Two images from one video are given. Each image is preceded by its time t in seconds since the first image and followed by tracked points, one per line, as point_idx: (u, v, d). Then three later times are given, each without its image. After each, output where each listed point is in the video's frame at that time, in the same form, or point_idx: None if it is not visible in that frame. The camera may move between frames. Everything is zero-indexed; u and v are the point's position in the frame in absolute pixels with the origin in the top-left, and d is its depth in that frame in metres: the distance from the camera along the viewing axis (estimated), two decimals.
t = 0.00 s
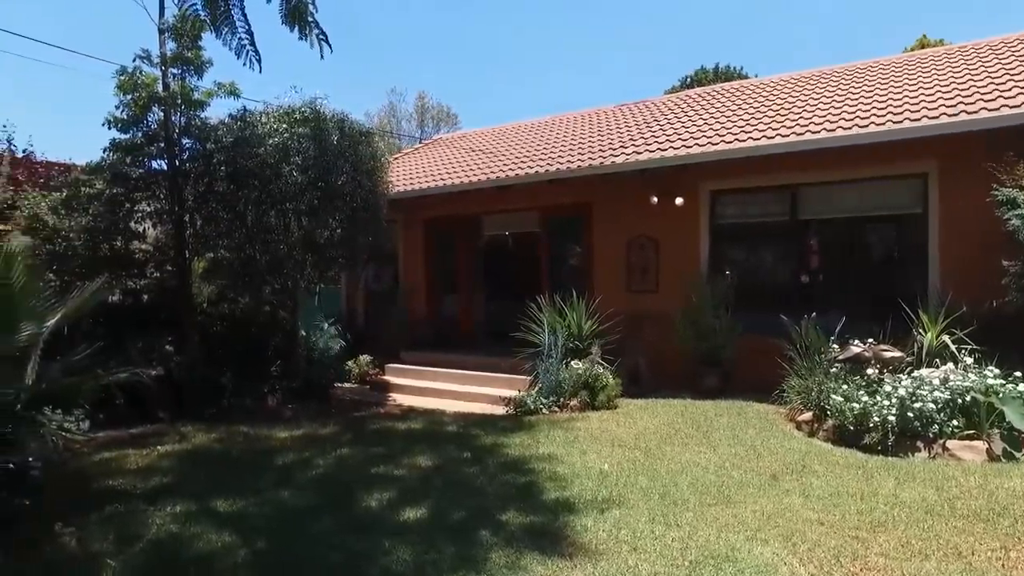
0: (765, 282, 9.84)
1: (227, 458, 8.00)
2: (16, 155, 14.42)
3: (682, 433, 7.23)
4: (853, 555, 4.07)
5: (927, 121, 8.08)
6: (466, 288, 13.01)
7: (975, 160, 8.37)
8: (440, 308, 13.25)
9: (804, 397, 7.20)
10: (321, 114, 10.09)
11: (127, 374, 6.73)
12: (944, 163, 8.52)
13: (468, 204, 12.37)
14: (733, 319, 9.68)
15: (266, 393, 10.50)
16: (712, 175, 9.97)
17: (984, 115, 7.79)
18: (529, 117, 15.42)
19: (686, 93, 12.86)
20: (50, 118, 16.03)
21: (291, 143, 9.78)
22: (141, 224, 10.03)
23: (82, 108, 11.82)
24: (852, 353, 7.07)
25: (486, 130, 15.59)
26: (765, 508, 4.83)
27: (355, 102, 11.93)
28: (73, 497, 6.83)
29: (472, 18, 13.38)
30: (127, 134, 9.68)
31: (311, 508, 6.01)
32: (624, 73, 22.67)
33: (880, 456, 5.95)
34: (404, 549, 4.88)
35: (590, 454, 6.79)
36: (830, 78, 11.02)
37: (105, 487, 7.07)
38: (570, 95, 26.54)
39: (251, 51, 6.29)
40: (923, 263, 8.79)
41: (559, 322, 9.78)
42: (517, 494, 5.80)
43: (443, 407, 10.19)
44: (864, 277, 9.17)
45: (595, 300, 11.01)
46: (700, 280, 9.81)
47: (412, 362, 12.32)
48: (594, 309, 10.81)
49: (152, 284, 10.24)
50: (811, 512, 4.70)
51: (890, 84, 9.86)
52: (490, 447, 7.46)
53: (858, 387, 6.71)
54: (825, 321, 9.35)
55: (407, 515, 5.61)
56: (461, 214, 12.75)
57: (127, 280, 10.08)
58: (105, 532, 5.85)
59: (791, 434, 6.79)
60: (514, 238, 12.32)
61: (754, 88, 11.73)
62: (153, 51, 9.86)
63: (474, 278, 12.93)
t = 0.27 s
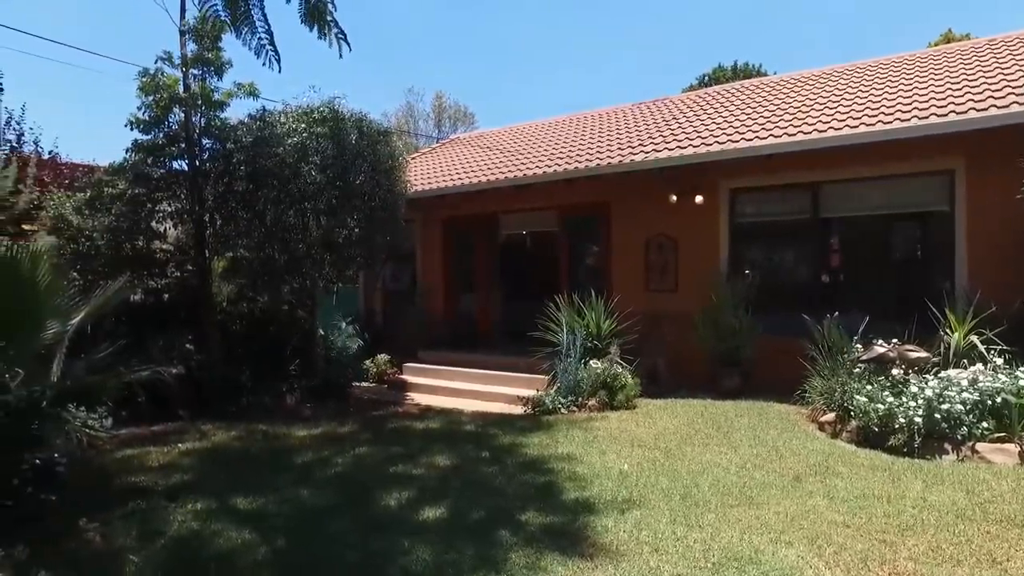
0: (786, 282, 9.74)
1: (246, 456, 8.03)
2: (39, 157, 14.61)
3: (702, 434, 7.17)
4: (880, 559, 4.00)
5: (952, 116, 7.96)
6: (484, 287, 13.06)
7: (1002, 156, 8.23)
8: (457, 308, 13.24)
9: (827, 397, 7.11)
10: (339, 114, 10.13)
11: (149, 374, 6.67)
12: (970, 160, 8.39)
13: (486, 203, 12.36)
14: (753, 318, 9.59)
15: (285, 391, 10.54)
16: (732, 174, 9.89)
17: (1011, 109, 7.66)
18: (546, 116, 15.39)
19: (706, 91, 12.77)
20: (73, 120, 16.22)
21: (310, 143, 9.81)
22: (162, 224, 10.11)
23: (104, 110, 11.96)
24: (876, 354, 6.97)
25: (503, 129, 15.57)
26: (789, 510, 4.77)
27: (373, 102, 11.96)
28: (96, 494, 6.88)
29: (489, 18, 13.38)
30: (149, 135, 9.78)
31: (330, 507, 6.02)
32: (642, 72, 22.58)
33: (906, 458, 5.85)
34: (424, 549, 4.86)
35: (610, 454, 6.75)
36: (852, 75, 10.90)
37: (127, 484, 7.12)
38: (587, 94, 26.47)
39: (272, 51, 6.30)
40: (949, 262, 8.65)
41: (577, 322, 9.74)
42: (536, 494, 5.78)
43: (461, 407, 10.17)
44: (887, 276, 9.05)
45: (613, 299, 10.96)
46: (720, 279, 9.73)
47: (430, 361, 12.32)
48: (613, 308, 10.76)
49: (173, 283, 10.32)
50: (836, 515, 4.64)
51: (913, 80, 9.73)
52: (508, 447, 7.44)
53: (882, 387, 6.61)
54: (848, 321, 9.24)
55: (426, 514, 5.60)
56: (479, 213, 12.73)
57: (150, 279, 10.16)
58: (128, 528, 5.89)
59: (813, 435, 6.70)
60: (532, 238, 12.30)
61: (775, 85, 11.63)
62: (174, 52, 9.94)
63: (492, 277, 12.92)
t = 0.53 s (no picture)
0: (807, 281, 9.64)
1: (264, 454, 8.05)
2: (64, 158, 14.80)
3: (722, 434, 7.10)
4: (909, 564, 3.93)
5: (978, 112, 7.83)
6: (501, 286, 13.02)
7: None
8: (475, 307, 13.23)
9: (851, 398, 7.02)
10: (358, 113, 10.14)
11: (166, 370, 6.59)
12: (997, 156, 8.24)
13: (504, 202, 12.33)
14: (774, 318, 9.49)
15: (302, 389, 10.58)
16: (752, 171, 9.79)
17: None
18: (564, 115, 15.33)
19: (726, 88, 12.67)
20: (98, 122, 16.40)
21: (328, 142, 9.83)
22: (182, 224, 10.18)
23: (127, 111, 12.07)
24: (900, 354, 6.83)
25: (521, 128, 15.54)
26: (813, 513, 4.70)
27: (391, 101, 11.97)
28: (117, 490, 6.92)
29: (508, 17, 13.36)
30: (169, 136, 9.86)
31: (348, 506, 6.01)
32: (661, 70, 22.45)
33: (933, 461, 5.75)
34: (442, 549, 4.84)
35: (629, 454, 6.69)
36: (874, 71, 10.76)
37: (148, 481, 7.15)
38: (605, 92, 26.37)
39: (290, 50, 6.33)
40: (976, 261, 8.51)
41: (596, 321, 9.68)
42: (555, 494, 5.73)
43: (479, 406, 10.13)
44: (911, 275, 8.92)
45: (632, 299, 10.89)
46: (740, 278, 9.63)
47: (447, 361, 12.32)
48: (631, 308, 10.70)
49: (193, 282, 10.29)
50: (862, 518, 4.56)
51: (937, 75, 9.59)
52: (526, 447, 7.40)
53: (908, 388, 6.52)
54: (872, 321, 9.11)
55: (444, 514, 5.57)
56: (497, 212, 12.70)
57: (169, 278, 10.18)
58: (149, 525, 5.92)
59: (836, 436, 6.62)
60: (550, 237, 12.29)
61: (795, 82, 11.51)
62: (194, 53, 9.96)
63: (509, 276, 12.88)
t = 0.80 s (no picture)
0: (828, 280, 9.49)
1: (280, 454, 8.02)
2: (84, 160, 14.91)
3: (742, 436, 6.99)
4: (939, 572, 3.82)
5: (1005, 107, 7.67)
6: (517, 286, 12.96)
7: None
8: (491, 307, 13.17)
9: (874, 401, 6.87)
10: (374, 113, 10.14)
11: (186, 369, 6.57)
12: None
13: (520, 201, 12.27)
14: (795, 319, 9.36)
15: (318, 390, 10.48)
16: (772, 170, 9.66)
17: None
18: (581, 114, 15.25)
19: (745, 86, 12.53)
20: (117, 123, 16.52)
21: (344, 142, 9.81)
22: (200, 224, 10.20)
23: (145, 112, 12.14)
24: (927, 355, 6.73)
25: (538, 128, 15.47)
26: (837, 518, 4.60)
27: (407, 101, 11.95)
28: (135, 489, 6.92)
29: (523, 16, 13.31)
30: (187, 136, 9.88)
31: (364, 506, 5.96)
32: (678, 68, 22.30)
33: (962, 466, 5.61)
34: (459, 551, 4.78)
35: (647, 457, 6.60)
36: (897, 67, 10.60)
37: (165, 480, 7.15)
38: (622, 91, 26.22)
39: (307, 50, 6.36)
40: (1003, 261, 8.34)
41: (613, 321, 9.59)
42: (572, 496, 5.66)
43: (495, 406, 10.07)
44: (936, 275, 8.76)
45: (650, 299, 10.79)
46: (760, 278, 9.51)
47: (464, 361, 12.27)
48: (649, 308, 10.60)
49: (211, 282, 10.41)
50: (888, 524, 4.45)
51: (962, 71, 9.41)
52: (543, 448, 7.33)
53: (934, 390, 6.37)
54: (896, 321, 8.95)
55: (461, 516, 5.51)
56: (513, 211, 12.63)
57: (188, 278, 10.30)
58: (166, 524, 5.90)
59: (860, 439, 6.48)
60: (566, 237, 12.20)
61: (816, 79, 11.35)
62: (212, 54, 9.97)
63: (526, 276, 12.81)
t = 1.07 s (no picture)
0: (851, 280, 9.29)
1: (292, 454, 7.95)
2: (101, 159, 14.97)
3: (762, 439, 6.83)
4: None
5: None
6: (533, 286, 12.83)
7: None
8: (506, 307, 13.07)
9: (901, 403, 6.65)
10: (388, 111, 10.02)
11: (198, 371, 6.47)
12: None
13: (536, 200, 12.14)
14: (816, 319, 9.17)
15: (332, 390, 10.34)
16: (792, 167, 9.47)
17: None
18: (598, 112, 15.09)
19: (765, 81, 12.32)
20: (135, 122, 16.53)
21: (358, 140, 9.73)
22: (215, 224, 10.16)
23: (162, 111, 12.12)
24: (956, 358, 6.57)
25: (554, 126, 15.34)
26: (864, 526, 4.44)
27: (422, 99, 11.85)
28: (146, 489, 6.86)
29: (539, 14, 13.16)
30: (203, 136, 9.86)
31: (376, 508, 5.86)
32: (696, 65, 22.08)
33: (993, 473, 5.43)
34: (471, 556, 4.67)
35: (664, 460, 6.45)
36: (922, 60, 10.35)
37: (177, 481, 7.08)
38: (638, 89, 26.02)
39: (319, 48, 6.36)
40: None
41: (630, 321, 9.44)
42: (588, 500, 5.53)
43: (510, 407, 9.95)
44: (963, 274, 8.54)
45: (667, 298, 10.63)
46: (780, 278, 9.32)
47: (479, 361, 12.17)
48: (666, 308, 10.44)
49: (225, 281, 10.35)
50: (918, 533, 4.29)
51: (989, 63, 9.16)
52: (558, 450, 7.20)
53: (965, 394, 6.13)
54: (921, 321, 8.74)
55: (474, 519, 5.39)
56: (529, 210, 12.50)
57: (202, 278, 10.25)
58: (176, 524, 5.83)
59: (886, 443, 6.29)
60: (582, 236, 12.06)
61: (838, 74, 11.13)
62: (227, 54, 9.96)
63: (542, 276, 12.67)
